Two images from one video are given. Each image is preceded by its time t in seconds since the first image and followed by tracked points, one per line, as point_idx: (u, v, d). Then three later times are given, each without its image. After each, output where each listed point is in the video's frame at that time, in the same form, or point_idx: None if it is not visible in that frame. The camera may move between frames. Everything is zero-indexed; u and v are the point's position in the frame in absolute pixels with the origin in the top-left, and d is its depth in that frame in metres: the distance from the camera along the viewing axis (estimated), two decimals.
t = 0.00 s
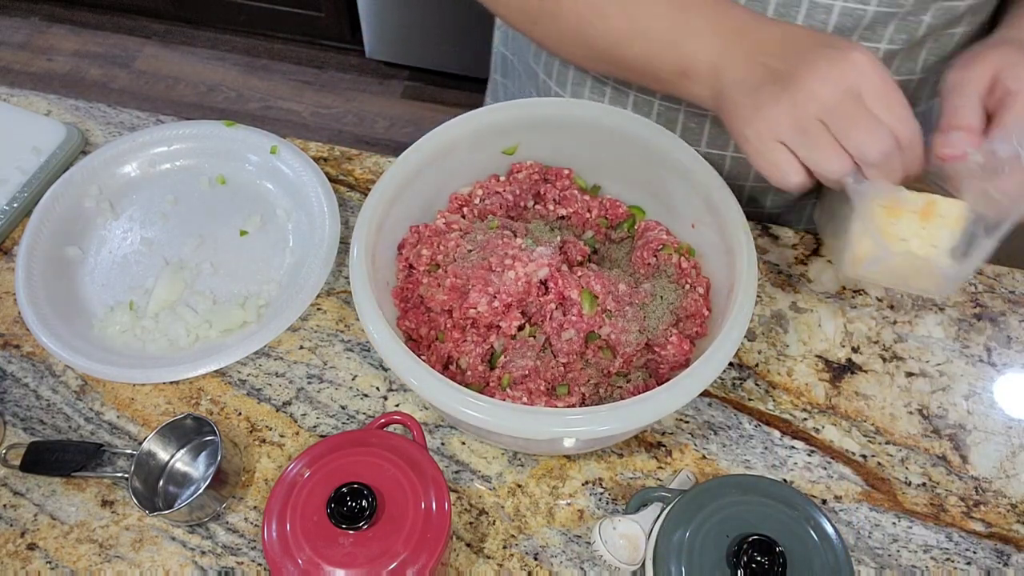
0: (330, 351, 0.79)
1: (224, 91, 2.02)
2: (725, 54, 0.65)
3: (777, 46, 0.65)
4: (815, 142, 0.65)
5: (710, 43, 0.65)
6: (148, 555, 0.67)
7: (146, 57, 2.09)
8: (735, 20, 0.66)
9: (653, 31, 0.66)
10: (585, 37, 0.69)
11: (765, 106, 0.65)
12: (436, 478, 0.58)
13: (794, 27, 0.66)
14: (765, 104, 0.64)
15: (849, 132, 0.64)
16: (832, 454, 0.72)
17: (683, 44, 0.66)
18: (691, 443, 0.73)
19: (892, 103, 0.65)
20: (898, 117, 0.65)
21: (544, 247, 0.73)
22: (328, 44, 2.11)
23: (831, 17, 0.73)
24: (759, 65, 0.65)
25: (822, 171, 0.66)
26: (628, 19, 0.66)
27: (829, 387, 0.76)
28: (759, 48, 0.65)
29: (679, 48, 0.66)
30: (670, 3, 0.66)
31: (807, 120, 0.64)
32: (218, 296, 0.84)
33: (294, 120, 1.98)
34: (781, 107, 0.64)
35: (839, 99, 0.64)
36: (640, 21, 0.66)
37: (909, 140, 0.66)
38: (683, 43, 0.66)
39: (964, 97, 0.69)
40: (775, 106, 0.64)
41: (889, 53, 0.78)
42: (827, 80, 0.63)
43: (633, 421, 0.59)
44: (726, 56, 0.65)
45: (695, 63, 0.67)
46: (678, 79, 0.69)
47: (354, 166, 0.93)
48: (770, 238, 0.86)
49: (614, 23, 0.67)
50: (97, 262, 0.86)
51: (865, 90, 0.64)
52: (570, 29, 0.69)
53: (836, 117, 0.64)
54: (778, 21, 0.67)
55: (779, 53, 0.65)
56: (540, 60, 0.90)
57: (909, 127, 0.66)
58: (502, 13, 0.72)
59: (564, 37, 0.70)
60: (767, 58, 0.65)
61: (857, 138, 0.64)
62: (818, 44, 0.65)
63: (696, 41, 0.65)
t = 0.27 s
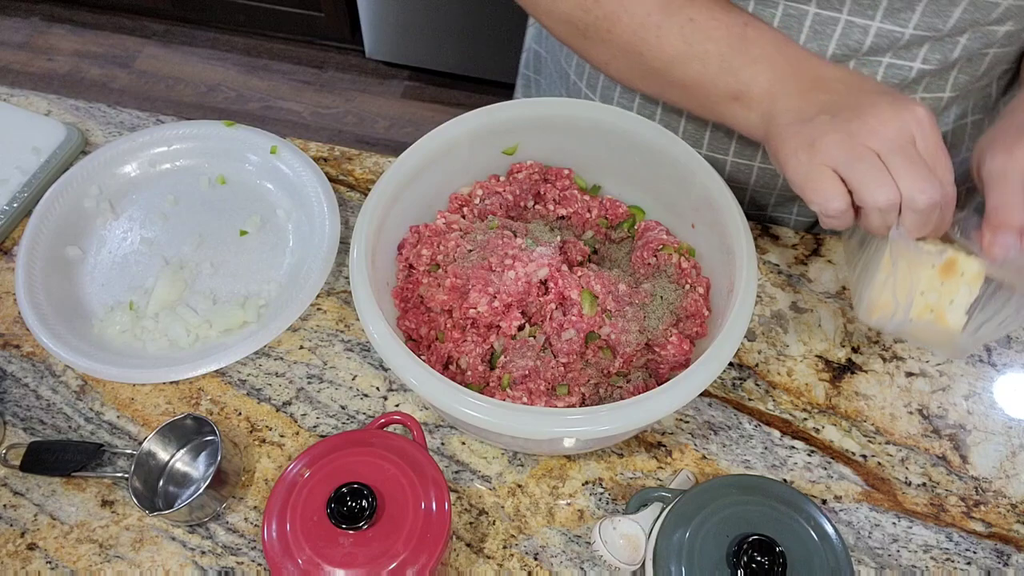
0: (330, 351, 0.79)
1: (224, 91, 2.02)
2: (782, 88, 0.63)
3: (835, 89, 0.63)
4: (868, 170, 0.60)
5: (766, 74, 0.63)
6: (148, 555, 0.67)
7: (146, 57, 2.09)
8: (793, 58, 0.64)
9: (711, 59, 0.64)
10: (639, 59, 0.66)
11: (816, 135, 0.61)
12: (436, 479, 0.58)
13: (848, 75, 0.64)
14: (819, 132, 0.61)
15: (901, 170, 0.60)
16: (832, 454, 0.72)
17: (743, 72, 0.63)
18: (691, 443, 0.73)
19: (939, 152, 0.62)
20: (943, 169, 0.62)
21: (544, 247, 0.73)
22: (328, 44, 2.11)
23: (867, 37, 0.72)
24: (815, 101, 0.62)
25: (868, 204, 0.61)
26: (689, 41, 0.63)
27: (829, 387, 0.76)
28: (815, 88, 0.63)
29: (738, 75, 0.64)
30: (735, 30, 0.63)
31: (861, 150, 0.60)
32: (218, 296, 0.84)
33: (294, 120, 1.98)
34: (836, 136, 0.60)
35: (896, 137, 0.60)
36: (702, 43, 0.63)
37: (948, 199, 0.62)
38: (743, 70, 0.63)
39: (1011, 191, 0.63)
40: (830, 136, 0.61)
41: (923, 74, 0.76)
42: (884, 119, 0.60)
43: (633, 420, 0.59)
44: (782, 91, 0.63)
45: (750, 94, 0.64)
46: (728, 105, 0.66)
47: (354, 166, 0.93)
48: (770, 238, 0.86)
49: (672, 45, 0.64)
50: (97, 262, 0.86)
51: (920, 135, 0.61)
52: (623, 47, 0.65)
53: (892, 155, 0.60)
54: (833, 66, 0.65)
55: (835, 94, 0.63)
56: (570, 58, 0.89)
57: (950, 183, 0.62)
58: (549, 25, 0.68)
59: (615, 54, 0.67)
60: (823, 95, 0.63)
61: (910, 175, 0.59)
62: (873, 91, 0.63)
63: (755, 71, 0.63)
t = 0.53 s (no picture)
0: (330, 351, 0.79)
1: (224, 91, 2.02)
2: (778, 107, 0.65)
3: (832, 111, 0.64)
4: (855, 179, 0.60)
5: (763, 96, 0.65)
6: (148, 555, 0.67)
7: (146, 57, 2.09)
8: (794, 82, 0.66)
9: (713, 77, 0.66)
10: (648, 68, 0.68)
11: (806, 148, 0.62)
12: (436, 479, 0.58)
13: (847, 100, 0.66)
14: (809, 145, 0.62)
15: (887, 184, 0.60)
16: (832, 454, 0.72)
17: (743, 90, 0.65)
18: (691, 443, 0.73)
19: (925, 174, 0.62)
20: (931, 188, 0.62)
21: (544, 247, 0.73)
22: (328, 44, 2.12)
23: (889, 47, 0.74)
24: (809, 119, 0.64)
25: (853, 213, 0.61)
26: (696, 56, 0.65)
27: (830, 387, 0.76)
28: (811, 108, 0.64)
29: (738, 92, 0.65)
30: (739, 50, 0.65)
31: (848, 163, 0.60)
32: (218, 296, 0.84)
33: (294, 119, 1.98)
34: (823, 148, 0.61)
35: (885, 154, 0.61)
36: (706, 59, 0.65)
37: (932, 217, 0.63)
38: (745, 86, 0.65)
39: (991, 243, 0.71)
40: (820, 149, 0.61)
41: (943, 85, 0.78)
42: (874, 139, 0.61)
43: (633, 421, 0.59)
44: (778, 110, 0.65)
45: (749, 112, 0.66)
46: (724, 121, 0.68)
47: (354, 166, 0.93)
48: (770, 238, 0.86)
49: (679, 60, 0.66)
50: (97, 262, 0.86)
51: (909, 154, 0.62)
52: (635, 55, 0.68)
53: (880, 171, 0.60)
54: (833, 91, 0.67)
55: (831, 115, 0.64)
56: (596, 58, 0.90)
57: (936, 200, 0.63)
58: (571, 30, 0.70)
59: (627, 61, 0.69)
60: (819, 115, 0.64)
61: (894, 188, 0.60)
62: (870, 115, 0.64)
63: (751, 91, 0.65)
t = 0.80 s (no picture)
0: (330, 351, 0.79)
1: (224, 91, 2.02)
2: (784, 111, 0.61)
3: (840, 118, 0.60)
4: (846, 200, 0.58)
5: (768, 98, 0.62)
6: (148, 555, 0.67)
7: (146, 57, 2.09)
8: (802, 86, 0.61)
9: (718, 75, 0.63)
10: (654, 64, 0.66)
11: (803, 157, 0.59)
12: (436, 479, 0.58)
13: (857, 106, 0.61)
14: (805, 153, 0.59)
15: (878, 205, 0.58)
16: (832, 454, 0.72)
17: (745, 95, 0.62)
18: (691, 443, 0.73)
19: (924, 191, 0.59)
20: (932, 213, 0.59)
21: (544, 247, 0.73)
22: (328, 44, 2.12)
23: (902, 51, 0.72)
24: (810, 127, 0.60)
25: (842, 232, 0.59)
26: (704, 55, 0.63)
27: (830, 387, 0.76)
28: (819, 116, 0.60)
29: (740, 96, 0.62)
30: (745, 53, 0.63)
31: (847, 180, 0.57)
32: (218, 296, 0.84)
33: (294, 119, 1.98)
34: (819, 163, 0.58)
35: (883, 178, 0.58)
36: (713, 59, 0.63)
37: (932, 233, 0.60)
38: (744, 92, 0.62)
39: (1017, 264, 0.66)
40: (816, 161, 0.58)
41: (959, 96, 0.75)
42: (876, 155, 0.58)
43: (633, 421, 0.59)
44: (786, 113, 0.61)
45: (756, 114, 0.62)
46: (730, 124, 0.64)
47: (354, 166, 0.93)
48: (770, 238, 0.86)
49: (688, 58, 0.63)
50: (97, 262, 0.86)
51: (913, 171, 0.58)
52: (647, 50, 0.65)
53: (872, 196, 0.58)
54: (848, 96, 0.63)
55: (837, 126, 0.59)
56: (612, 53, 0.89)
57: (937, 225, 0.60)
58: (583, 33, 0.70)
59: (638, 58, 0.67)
60: (827, 122, 0.60)
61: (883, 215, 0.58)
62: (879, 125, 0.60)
63: (760, 93, 0.62)
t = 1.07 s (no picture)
0: (330, 351, 0.79)
1: (224, 91, 2.02)
2: (771, 118, 0.62)
3: (827, 128, 0.61)
4: (831, 230, 0.62)
5: (751, 105, 0.62)
6: (148, 555, 0.67)
7: (146, 57, 2.09)
8: (787, 90, 0.62)
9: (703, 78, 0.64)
10: (640, 61, 0.67)
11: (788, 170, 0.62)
12: (436, 479, 0.58)
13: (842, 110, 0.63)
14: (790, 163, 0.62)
15: (864, 221, 0.61)
16: (832, 454, 0.72)
17: (729, 101, 0.63)
18: (691, 443, 0.73)
19: (914, 205, 0.61)
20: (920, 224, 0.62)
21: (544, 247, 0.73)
22: (328, 44, 2.11)
23: (919, 59, 0.70)
24: (795, 144, 0.62)
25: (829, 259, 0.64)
26: (689, 58, 0.64)
27: (829, 387, 0.76)
28: (806, 124, 0.62)
29: (724, 103, 0.64)
30: (729, 54, 0.63)
31: (833, 197, 0.60)
32: (218, 296, 0.84)
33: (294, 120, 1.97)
34: (805, 191, 0.61)
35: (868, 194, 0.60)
36: (698, 61, 0.64)
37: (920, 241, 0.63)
38: (729, 98, 0.63)
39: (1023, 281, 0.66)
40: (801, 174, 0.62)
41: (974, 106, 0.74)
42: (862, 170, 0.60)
43: (633, 421, 0.59)
44: (773, 120, 0.62)
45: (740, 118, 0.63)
46: (717, 127, 0.66)
47: (354, 166, 0.93)
48: (770, 238, 0.86)
49: (673, 60, 0.64)
50: (97, 262, 0.86)
51: (897, 183, 0.61)
52: (635, 50, 0.66)
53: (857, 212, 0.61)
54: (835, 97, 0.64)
55: (825, 137, 0.61)
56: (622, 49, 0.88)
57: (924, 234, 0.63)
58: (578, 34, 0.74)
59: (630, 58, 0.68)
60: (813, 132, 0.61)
61: (868, 232, 0.61)
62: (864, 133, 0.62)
63: (747, 98, 0.63)
